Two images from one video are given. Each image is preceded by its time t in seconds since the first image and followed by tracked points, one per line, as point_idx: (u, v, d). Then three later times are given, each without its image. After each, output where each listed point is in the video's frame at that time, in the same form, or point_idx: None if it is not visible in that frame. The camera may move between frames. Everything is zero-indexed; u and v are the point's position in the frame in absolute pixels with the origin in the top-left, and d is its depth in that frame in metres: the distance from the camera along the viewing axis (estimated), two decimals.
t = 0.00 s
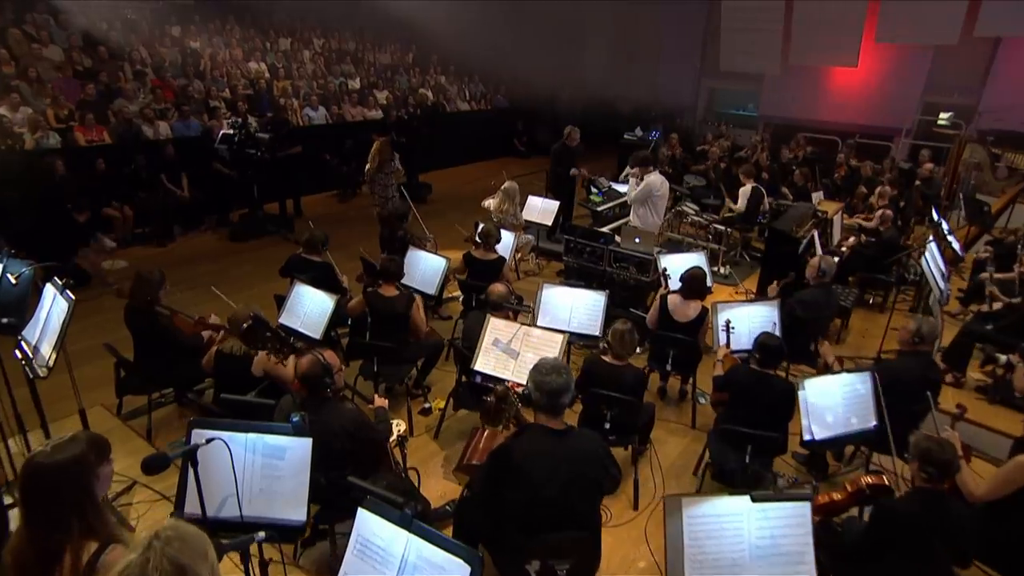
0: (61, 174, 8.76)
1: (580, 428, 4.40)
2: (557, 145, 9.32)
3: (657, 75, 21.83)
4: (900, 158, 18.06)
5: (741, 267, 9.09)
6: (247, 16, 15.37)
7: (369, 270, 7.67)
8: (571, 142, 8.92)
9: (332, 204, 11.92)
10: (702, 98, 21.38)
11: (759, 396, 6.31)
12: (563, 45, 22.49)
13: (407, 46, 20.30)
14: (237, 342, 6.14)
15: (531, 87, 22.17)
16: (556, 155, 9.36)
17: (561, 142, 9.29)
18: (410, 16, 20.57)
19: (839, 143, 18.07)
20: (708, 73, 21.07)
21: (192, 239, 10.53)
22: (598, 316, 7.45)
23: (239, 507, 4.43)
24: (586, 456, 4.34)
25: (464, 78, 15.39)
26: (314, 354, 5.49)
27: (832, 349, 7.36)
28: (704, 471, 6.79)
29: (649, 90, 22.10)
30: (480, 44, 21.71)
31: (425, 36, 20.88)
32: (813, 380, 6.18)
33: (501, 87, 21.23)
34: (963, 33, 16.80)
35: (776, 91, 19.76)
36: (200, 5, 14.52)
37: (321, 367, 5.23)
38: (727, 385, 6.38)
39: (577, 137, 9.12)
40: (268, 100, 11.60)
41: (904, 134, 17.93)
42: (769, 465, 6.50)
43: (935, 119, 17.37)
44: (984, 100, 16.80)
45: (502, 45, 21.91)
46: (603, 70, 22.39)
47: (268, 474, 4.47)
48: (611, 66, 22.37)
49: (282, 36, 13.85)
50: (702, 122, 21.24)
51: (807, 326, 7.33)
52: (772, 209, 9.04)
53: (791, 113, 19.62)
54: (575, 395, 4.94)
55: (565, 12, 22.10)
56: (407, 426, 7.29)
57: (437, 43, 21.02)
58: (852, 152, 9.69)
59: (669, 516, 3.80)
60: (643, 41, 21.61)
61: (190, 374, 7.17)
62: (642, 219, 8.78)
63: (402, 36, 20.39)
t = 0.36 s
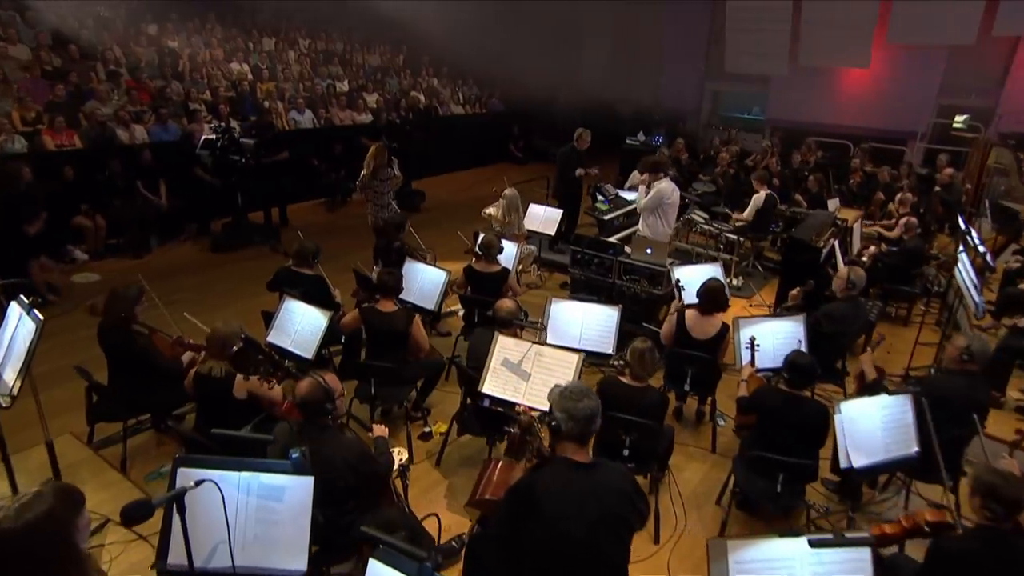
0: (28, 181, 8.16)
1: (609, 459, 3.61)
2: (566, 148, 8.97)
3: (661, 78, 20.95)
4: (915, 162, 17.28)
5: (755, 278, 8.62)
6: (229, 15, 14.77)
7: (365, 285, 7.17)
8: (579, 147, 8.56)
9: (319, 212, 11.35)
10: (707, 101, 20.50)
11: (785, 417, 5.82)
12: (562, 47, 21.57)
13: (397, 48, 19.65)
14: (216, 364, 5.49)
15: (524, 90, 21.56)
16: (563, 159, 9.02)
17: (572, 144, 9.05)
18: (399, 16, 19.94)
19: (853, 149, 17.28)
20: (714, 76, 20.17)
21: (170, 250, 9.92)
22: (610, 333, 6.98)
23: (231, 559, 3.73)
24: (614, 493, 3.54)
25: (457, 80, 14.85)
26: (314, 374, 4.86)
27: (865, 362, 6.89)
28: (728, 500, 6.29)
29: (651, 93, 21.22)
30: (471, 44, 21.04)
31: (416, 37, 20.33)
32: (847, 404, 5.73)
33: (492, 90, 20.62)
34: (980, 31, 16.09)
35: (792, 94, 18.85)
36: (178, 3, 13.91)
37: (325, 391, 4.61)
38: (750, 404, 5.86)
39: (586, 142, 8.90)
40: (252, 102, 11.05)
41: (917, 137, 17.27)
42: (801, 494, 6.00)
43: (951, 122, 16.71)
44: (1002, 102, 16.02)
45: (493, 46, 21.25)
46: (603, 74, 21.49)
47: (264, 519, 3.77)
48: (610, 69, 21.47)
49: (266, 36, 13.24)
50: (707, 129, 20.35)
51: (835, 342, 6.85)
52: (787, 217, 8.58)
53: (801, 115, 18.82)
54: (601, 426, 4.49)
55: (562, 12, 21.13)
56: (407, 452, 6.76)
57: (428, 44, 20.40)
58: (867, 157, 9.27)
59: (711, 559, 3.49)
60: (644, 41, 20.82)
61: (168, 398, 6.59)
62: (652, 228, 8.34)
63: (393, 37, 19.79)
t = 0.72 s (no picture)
0: None
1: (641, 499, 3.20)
2: (577, 152, 8.58)
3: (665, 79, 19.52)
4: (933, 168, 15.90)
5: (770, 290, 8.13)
6: (212, 13, 14.22)
7: (362, 299, 6.69)
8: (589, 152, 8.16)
9: (307, 221, 10.81)
10: (712, 103, 18.94)
11: (818, 443, 5.37)
12: (564, 44, 20.49)
13: (388, 47, 18.96)
14: (202, 391, 4.89)
15: (519, 91, 20.86)
16: (574, 163, 8.65)
17: (585, 148, 8.68)
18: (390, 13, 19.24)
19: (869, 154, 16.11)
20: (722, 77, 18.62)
21: (148, 261, 9.35)
22: (626, 351, 6.50)
23: None
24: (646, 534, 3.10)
25: (452, 82, 14.33)
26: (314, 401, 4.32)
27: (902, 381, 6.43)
28: (757, 532, 5.82)
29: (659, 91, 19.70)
30: (464, 42, 20.32)
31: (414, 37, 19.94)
32: (892, 428, 5.12)
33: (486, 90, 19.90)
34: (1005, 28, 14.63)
35: (817, 91, 17.12)
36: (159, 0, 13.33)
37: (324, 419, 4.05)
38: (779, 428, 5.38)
39: (599, 144, 8.44)
40: (236, 105, 10.54)
41: (936, 141, 15.89)
42: (840, 526, 5.53)
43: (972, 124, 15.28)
44: None
45: (487, 45, 20.50)
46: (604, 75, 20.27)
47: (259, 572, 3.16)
48: (612, 68, 20.16)
49: (250, 34, 12.58)
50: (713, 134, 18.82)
51: (866, 359, 6.38)
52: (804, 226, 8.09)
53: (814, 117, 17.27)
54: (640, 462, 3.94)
55: (558, 12, 20.13)
56: (409, 480, 6.25)
57: (424, 44, 19.93)
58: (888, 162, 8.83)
59: None
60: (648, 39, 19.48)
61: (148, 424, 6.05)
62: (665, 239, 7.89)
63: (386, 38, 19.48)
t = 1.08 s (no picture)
0: None
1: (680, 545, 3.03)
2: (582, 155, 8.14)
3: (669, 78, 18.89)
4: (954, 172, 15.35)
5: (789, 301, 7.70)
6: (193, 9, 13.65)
7: (360, 313, 6.21)
8: (595, 161, 7.80)
9: (295, 228, 10.26)
10: (720, 104, 18.16)
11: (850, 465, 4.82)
12: (566, 39, 20.02)
13: (379, 45, 18.31)
14: (186, 419, 4.34)
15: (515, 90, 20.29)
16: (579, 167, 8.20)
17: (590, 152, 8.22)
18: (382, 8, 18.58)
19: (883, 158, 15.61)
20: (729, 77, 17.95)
21: (123, 271, 8.78)
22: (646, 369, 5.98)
23: None
24: None
25: (447, 84, 13.82)
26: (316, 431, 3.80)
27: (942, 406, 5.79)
28: (792, 566, 5.34)
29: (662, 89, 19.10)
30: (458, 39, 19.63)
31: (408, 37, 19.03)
32: (947, 456, 4.54)
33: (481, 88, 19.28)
34: None
35: (837, 86, 16.29)
36: None
37: (326, 452, 3.51)
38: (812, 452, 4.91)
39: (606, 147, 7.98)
40: (220, 105, 10.03)
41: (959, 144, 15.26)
42: (885, 560, 5.06)
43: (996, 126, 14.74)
44: None
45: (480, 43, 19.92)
46: (606, 75, 19.82)
47: None
48: (612, 68, 19.73)
49: (233, 30, 11.97)
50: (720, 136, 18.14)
51: (902, 376, 5.94)
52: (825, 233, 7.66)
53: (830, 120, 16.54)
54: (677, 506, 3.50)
55: (548, 12, 19.78)
56: (412, 511, 5.73)
57: (415, 42, 18.85)
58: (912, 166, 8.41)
59: None
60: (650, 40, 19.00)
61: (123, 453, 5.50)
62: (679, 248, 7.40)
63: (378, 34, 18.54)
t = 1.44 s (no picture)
0: None
1: None
2: (584, 159, 7.55)
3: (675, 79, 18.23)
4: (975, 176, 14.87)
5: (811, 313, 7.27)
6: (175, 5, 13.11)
7: (359, 328, 5.74)
8: (600, 167, 7.25)
9: (283, 235, 9.75)
10: (729, 104, 17.53)
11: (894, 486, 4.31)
12: (563, 38, 19.50)
13: (370, 42, 17.70)
14: (179, 449, 3.89)
15: (512, 92, 19.72)
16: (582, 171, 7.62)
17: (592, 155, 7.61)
18: (372, 5, 18.01)
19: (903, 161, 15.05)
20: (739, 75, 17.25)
21: (98, 281, 8.24)
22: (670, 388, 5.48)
23: None
24: None
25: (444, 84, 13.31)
26: (321, 463, 3.38)
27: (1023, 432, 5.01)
28: None
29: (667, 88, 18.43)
30: (454, 37, 19.14)
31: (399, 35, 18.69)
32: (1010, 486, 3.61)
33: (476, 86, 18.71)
34: None
35: (857, 84, 15.60)
36: None
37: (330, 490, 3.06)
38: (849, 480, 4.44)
39: (612, 150, 7.44)
40: (201, 105, 9.53)
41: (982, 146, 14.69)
42: None
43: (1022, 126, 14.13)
44: None
45: (474, 41, 19.39)
46: (609, 76, 19.23)
47: None
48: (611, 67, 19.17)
49: (217, 25, 11.41)
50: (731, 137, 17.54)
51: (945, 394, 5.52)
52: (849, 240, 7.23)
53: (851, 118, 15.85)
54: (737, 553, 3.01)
55: (541, 12, 19.35)
56: (416, 544, 5.23)
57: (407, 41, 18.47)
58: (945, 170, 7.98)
59: None
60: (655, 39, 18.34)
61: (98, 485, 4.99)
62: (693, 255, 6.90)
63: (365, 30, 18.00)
